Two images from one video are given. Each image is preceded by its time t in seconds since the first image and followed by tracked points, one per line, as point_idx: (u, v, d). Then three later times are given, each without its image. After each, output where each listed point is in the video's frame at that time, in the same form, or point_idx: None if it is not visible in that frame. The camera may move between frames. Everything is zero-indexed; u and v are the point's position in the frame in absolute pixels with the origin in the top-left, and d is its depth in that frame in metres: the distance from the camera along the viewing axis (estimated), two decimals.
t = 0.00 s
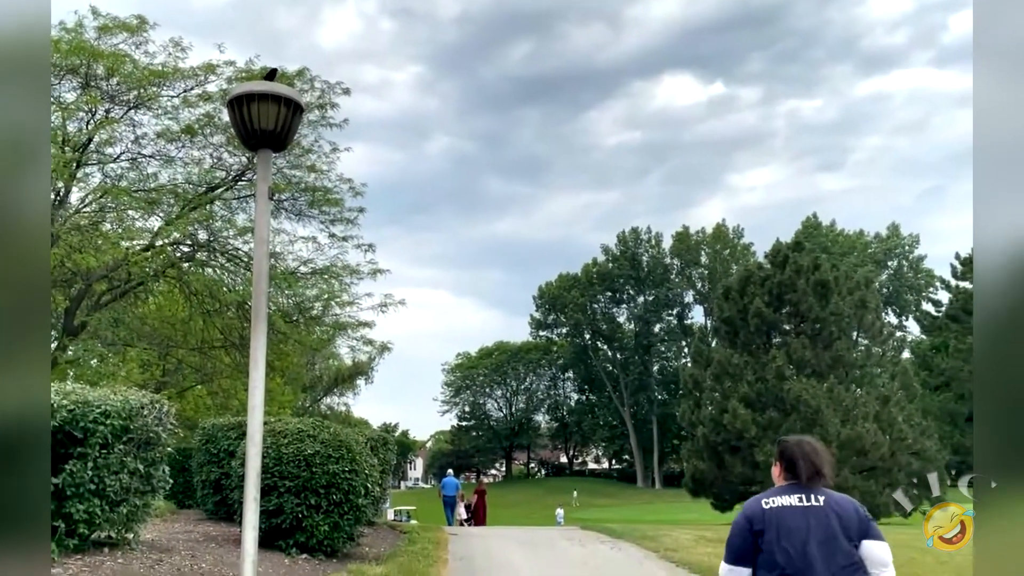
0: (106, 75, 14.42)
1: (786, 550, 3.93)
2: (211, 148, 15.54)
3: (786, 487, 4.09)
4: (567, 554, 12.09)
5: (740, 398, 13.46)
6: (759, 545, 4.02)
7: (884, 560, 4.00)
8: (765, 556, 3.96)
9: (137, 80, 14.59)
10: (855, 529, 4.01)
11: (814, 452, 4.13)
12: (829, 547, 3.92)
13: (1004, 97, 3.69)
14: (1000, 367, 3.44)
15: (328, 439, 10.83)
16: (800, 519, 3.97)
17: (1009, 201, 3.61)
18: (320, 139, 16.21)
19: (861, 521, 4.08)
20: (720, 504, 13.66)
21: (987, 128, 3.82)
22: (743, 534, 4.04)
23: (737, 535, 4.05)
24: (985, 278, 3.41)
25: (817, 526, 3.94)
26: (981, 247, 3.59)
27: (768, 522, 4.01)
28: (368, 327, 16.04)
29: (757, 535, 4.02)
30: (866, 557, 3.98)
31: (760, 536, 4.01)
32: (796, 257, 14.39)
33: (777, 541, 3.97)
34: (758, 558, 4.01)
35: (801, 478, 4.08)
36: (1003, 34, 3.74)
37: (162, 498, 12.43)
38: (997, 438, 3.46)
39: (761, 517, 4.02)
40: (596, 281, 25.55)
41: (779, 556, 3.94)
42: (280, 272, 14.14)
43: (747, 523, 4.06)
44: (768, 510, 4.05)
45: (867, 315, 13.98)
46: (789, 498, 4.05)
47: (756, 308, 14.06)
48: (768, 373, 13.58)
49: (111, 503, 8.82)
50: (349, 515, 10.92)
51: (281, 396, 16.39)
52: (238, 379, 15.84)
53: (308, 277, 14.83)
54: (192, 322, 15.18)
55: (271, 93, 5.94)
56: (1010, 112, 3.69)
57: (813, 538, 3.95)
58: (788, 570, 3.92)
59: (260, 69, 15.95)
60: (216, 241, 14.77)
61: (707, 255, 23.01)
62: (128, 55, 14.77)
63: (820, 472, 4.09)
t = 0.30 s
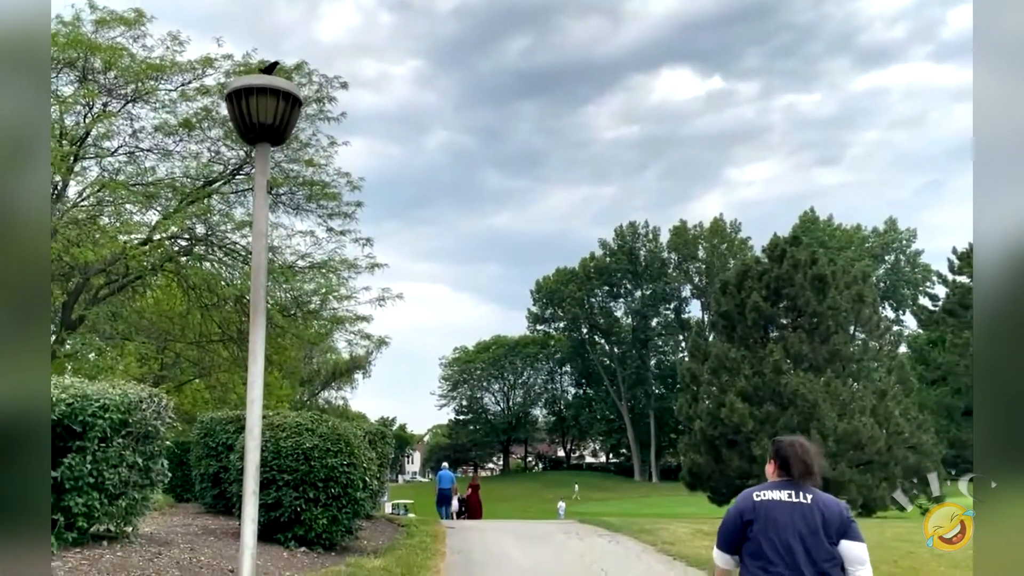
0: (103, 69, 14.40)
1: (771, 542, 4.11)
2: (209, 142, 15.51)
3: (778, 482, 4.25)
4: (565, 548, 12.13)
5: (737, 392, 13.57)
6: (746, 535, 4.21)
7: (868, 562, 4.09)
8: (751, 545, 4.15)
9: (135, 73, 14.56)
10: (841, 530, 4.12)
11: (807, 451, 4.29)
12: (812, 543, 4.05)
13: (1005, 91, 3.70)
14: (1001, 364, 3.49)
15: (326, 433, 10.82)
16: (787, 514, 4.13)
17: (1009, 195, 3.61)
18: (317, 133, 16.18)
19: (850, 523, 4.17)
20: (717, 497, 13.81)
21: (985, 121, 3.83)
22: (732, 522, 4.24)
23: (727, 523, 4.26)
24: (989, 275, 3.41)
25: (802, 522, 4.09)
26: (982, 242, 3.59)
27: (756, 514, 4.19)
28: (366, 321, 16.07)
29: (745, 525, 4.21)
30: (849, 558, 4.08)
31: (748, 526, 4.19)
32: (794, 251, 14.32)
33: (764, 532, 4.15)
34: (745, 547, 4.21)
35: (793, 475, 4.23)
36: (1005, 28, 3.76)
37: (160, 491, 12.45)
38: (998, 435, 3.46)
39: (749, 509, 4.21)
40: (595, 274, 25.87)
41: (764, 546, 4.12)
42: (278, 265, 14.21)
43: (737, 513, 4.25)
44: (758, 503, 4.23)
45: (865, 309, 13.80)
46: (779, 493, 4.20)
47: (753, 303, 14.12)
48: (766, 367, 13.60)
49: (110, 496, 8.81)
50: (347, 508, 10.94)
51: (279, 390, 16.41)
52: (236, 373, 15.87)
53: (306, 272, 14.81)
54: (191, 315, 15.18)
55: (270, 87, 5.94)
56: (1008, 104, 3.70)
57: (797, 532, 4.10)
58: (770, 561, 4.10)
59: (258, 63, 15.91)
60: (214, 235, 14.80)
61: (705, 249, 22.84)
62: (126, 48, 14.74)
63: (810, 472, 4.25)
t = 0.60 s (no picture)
0: (103, 63, 14.38)
1: (763, 521, 4.47)
2: (209, 137, 15.49)
3: (765, 467, 4.63)
4: (566, 542, 12.17)
5: (737, 386, 13.62)
6: (740, 515, 4.55)
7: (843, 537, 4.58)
8: (745, 524, 4.49)
9: (135, 67, 14.55)
10: (822, 509, 4.57)
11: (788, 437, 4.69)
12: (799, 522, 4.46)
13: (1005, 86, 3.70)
14: (1002, 363, 3.50)
15: (327, 427, 10.87)
16: (777, 495, 4.51)
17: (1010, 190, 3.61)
18: (317, 128, 16.15)
19: (827, 502, 4.63)
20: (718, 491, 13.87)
21: (985, 116, 3.84)
22: (727, 503, 4.56)
23: (722, 504, 4.58)
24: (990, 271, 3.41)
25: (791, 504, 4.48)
26: (983, 239, 3.58)
27: (749, 495, 4.54)
28: (367, 316, 16.09)
29: (739, 506, 4.55)
30: (829, 533, 4.54)
31: (743, 507, 4.53)
32: (795, 247, 14.31)
33: (756, 511, 4.51)
34: (738, 526, 4.54)
35: (779, 460, 4.62)
36: (1005, 23, 3.76)
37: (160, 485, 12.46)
38: (998, 432, 3.48)
39: (744, 491, 4.54)
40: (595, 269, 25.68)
41: (757, 525, 4.48)
42: (278, 261, 14.26)
43: (731, 494, 4.58)
44: (750, 485, 4.58)
45: (865, 305, 13.61)
46: (768, 477, 4.58)
47: (753, 298, 14.11)
48: (766, 362, 13.63)
49: (112, 490, 8.83)
50: (348, 502, 10.97)
51: (279, 385, 16.43)
52: (236, 368, 15.89)
53: (306, 267, 14.86)
54: (191, 310, 15.17)
55: (271, 82, 5.94)
56: (1009, 100, 3.70)
57: (787, 512, 4.49)
58: (764, 538, 4.46)
59: (258, 57, 15.88)
60: (214, 230, 14.80)
61: (705, 245, 22.75)
62: (126, 42, 14.71)
63: (794, 456, 4.64)
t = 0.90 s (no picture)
0: (105, 58, 14.36)
1: (737, 515, 4.64)
2: (211, 132, 15.47)
3: (733, 465, 4.82)
4: (567, 538, 12.18)
5: (738, 382, 13.64)
6: (714, 512, 4.72)
7: (812, 520, 4.77)
8: (721, 521, 4.66)
9: (137, 63, 14.54)
10: (790, 496, 4.76)
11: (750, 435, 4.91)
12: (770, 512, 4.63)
13: (1002, 81, 3.73)
14: (1000, 359, 3.52)
15: (329, 423, 10.90)
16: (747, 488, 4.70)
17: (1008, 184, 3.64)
18: (319, 123, 16.13)
19: (794, 489, 4.83)
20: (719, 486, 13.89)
21: (983, 112, 3.87)
22: (701, 502, 4.73)
23: (697, 504, 4.75)
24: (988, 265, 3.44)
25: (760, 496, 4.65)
26: (982, 233, 3.61)
27: (721, 492, 4.72)
28: (368, 311, 16.09)
29: (713, 503, 4.72)
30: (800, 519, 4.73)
31: (716, 504, 4.70)
32: (796, 243, 14.35)
33: (729, 507, 4.69)
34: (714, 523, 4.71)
35: (744, 456, 4.82)
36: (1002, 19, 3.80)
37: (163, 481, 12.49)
38: (995, 425, 3.49)
39: (715, 488, 4.72)
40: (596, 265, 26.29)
41: (732, 520, 4.65)
42: (279, 256, 14.25)
43: (704, 493, 4.75)
44: (720, 482, 4.76)
45: (867, 300, 13.63)
46: (737, 472, 4.78)
47: (755, 294, 14.09)
48: (768, 358, 13.60)
49: (114, 485, 8.85)
50: (350, 497, 10.99)
51: (281, 381, 16.40)
52: (238, 363, 15.90)
53: (308, 262, 14.86)
54: (193, 305, 15.16)
55: (273, 77, 5.92)
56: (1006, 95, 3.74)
57: (758, 503, 4.67)
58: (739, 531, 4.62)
59: (260, 52, 15.87)
60: (216, 225, 14.79)
61: (706, 241, 22.40)
62: (127, 37, 14.68)
63: (758, 450, 4.85)
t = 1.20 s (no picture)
0: (107, 54, 14.36)
1: (721, 502, 4.75)
2: (212, 128, 15.46)
3: (724, 453, 4.93)
4: (569, 533, 12.18)
5: (740, 378, 13.91)
6: (700, 498, 4.83)
7: (798, 512, 4.77)
8: (704, 507, 4.77)
9: (139, 58, 14.53)
10: (776, 486, 4.79)
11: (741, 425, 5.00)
12: (752, 500, 4.69)
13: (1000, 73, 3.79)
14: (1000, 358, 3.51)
15: (330, 418, 10.90)
16: (732, 477, 4.79)
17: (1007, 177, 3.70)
18: (321, 119, 16.11)
19: (783, 482, 4.84)
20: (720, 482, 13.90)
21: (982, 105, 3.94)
22: (687, 489, 4.87)
23: (683, 489, 4.88)
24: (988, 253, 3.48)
25: (745, 483, 4.71)
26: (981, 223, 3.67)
27: (707, 479, 4.83)
28: (370, 307, 16.09)
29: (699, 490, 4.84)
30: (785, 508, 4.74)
31: (700, 490, 4.83)
32: (798, 239, 14.33)
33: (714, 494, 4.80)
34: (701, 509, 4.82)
35: (734, 445, 4.91)
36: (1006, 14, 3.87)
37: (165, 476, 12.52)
38: (997, 421, 3.48)
39: (700, 475, 4.85)
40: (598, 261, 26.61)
41: (715, 507, 4.75)
42: (280, 251, 14.22)
43: (692, 480, 4.89)
44: (707, 469, 4.87)
45: (869, 296, 13.22)
46: (725, 461, 4.87)
47: (757, 290, 14.23)
48: (770, 355, 13.66)
49: (116, 481, 8.87)
50: (351, 493, 11.00)
51: (283, 377, 16.39)
52: (240, 359, 15.91)
53: (310, 258, 14.87)
54: (195, 301, 15.15)
55: (276, 72, 5.93)
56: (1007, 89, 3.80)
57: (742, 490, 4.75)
58: (719, 517, 4.73)
59: (262, 48, 15.85)
60: (217, 221, 14.78)
61: (708, 236, 21.21)
62: (129, 33, 14.67)
63: (750, 441, 4.91)
